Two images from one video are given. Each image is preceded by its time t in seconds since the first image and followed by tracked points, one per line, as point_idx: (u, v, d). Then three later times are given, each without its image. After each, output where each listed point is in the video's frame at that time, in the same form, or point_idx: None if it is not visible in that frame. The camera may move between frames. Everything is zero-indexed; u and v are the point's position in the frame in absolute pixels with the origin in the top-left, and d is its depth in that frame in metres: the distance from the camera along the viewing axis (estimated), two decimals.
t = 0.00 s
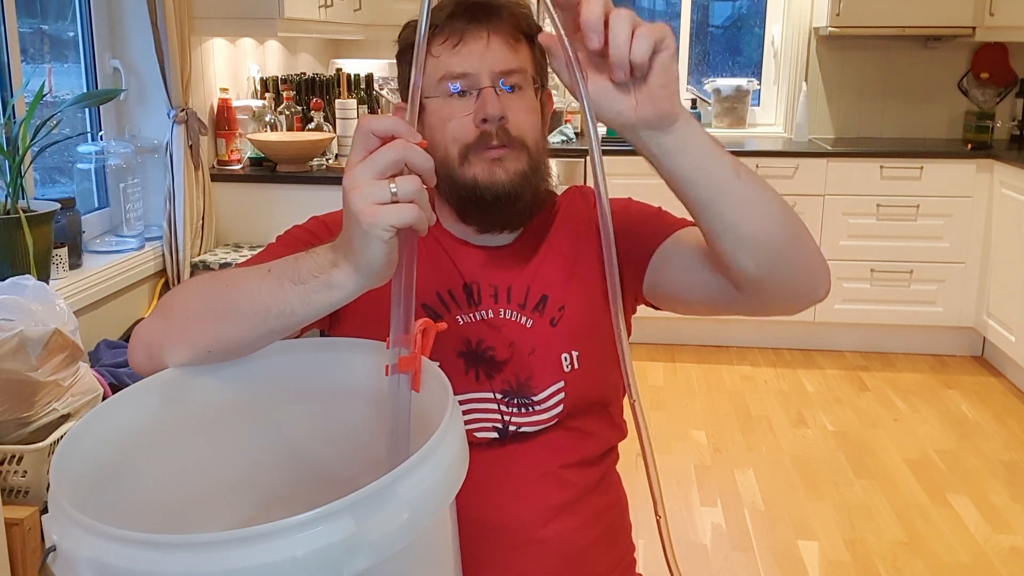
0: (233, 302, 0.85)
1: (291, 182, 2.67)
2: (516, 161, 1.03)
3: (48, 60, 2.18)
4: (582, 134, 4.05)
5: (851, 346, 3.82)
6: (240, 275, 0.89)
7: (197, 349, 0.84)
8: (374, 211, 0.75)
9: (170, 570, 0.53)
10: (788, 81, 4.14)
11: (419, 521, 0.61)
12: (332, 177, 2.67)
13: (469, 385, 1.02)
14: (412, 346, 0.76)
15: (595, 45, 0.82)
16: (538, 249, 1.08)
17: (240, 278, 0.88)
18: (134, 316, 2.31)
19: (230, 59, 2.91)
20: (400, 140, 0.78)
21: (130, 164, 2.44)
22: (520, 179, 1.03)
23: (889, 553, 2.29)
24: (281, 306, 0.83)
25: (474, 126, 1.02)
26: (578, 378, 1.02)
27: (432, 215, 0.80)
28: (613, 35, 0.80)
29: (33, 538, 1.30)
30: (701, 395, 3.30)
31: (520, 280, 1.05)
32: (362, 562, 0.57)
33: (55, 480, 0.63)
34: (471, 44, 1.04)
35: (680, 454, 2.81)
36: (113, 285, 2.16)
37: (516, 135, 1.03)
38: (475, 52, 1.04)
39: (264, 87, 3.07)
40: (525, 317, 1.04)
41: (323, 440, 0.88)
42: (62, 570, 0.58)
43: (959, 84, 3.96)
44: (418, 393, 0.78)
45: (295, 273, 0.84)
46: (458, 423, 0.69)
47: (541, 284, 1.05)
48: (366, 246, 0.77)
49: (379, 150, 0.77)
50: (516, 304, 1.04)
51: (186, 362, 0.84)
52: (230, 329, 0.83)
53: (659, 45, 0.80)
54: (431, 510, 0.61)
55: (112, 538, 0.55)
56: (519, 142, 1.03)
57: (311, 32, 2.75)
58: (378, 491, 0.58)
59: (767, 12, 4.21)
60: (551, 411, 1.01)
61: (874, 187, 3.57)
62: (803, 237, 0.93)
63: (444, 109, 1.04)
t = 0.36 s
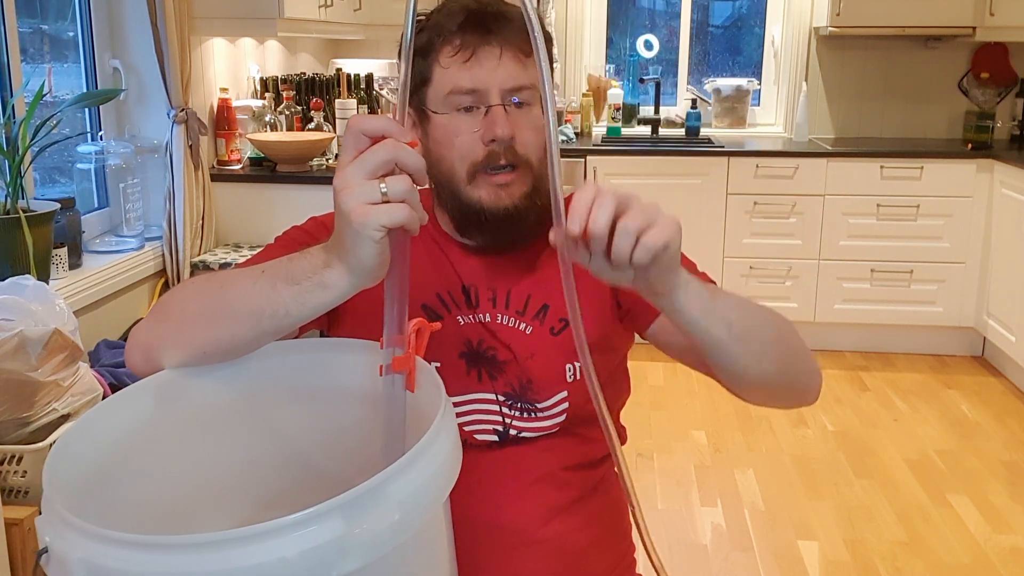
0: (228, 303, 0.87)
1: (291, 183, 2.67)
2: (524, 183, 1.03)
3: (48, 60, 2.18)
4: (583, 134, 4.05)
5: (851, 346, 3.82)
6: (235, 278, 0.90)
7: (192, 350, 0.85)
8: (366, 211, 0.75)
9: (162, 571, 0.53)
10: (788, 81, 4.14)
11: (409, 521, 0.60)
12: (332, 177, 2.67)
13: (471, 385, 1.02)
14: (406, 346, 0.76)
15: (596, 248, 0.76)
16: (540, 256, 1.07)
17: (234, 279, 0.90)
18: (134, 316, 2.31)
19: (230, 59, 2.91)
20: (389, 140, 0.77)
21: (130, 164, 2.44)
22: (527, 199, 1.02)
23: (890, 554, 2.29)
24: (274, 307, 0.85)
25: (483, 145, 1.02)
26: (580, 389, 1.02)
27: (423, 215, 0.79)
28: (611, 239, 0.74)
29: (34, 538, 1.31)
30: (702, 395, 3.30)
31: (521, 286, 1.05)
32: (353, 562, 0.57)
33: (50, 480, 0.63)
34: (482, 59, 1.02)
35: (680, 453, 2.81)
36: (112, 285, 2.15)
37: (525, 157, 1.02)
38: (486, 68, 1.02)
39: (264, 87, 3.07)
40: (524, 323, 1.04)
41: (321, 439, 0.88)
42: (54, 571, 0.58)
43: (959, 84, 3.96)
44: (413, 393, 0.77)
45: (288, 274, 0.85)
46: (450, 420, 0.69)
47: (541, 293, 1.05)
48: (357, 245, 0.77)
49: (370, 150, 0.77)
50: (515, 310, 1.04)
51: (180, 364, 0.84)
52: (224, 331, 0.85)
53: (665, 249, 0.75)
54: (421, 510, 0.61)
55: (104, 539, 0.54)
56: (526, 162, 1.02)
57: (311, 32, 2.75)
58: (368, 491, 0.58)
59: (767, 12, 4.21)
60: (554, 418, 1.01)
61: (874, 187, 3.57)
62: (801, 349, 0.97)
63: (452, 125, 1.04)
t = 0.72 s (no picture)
0: (223, 305, 0.86)
1: (291, 182, 2.67)
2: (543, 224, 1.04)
3: (48, 60, 2.18)
4: (583, 134, 4.05)
5: (851, 346, 3.82)
6: (229, 279, 0.89)
7: (187, 352, 0.84)
8: (357, 211, 0.75)
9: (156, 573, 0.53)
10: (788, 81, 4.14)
11: (403, 521, 0.60)
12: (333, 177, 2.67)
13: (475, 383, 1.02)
14: (401, 346, 0.76)
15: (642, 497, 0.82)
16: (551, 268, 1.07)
17: (228, 281, 0.89)
18: (134, 317, 2.31)
19: (230, 59, 2.91)
20: (380, 140, 0.77)
21: (130, 164, 2.44)
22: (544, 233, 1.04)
23: (890, 553, 2.29)
24: (268, 308, 0.84)
25: (512, 190, 1.02)
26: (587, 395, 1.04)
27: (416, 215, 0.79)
28: (654, 495, 0.81)
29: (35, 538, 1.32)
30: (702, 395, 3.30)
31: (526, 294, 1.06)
32: (346, 562, 0.57)
33: (45, 483, 0.63)
34: (517, 100, 1.00)
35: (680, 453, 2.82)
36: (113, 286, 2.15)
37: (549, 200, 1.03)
38: (523, 111, 1.00)
39: (264, 87, 3.07)
40: (529, 331, 1.04)
41: (318, 440, 0.88)
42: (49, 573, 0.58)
43: (959, 84, 3.96)
44: (408, 393, 0.78)
45: (282, 274, 0.84)
46: (445, 421, 0.69)
47: (547, 304, 1.06)
48: (349, 245, 0.77)
49: (361, 150, 0.77)
50: (519, 318, 1.05)
51: (176, 366, 0.84)
52: (219, 331, 0.84)
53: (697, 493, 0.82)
54: (415, 511, 0.61)
55: (97, 541, 0.54)
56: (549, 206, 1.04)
57: (311, 32, 2.75)
58: (361, 491, 0.58)
59: (767, 12, 4.21)
60: (559, 415, 1.03)
61: (874, 187, 3.57)
62: (763, 414, 1.07)
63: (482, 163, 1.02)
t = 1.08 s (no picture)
0: (219, 306, 0.85)
1: (290, 182, 2.67)
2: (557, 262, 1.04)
3: (48, 60, 2.18)
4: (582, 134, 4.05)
5: (851, 346, 3.82)
6: (225, 279, 0.89)
7: (183, 354, 0.84)
8: (353, 210, 0.75)
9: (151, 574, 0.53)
10: (788, 81, 4.14)
11: (399, 521, 0.60)
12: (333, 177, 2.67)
13: (478, 383, 1.02)
14: (398, 345, 0.76)
15: None
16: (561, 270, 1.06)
17: (224, 281, 0.88)
18: (134, 317, 2.31)
19: (230, 59, 2.91)
20: (375, 139, 0.77)
21: (130, 164, 2.43)
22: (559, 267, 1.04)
23: (889, 553, 2.29)
24: (265, 308, 0.83)
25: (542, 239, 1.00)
26: (591, 393, 1.04)
27: (412, 213, 0.79)
28: None
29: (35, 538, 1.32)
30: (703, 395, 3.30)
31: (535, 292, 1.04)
32: (343, 562, 0.57)
33: (41, 486, 0.63)
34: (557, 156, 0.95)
35: (680, 453, 2.82)
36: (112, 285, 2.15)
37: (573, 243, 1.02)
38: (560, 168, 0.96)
39: (264, 87, 3.07)
40: (536, 330, 1.04)
41: (316, 439, 0.88)
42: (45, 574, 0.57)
43: (959, 84, 3.96)
44: (407, 392, 0.77)
45: (278, 275, 0.84)
46: (443, 419, 0.69)
47: (556, 303, 1.04)
48: (345, 244, 0.77)
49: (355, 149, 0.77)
50: (526, 318, 1.04)
51: (172, 367, 0.83)
52: (216, 334, 0.83)
53: None
54: (412, 510, 0.61)
55: (93, 543, 0.54)
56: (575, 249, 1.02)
57: (311, 32, 2.75)
58: (358, 491, 0.58)
59: (767, 11, 4.20)
60: (561, 416, 1.02)
61: (874, 187, 3.57)
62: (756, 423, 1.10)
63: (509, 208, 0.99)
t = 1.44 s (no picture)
0: (219, 305, 0.86)
1: (290, 183, 2.67)
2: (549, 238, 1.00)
3: (48, 60, 2.18)
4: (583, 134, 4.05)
5: (851, 346, 3.82)
6: (226, 279, 0.89)
7: (185, 354, 0.84)
8: (351, 209, 0.75)
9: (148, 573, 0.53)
10: (788, 81, 4.14)
11: (397, 520, 0.60)
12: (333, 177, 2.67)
13: (478, 385, 1.02)
14: (395, 346, 0.76)
15: None
16: (561, 277, 1.06)
17: (224, 282, 0.89)
18: (134, 317, 2.31)
19: (230, 59, 2.91)
20: (374, 137, 0.77)
21: (130, 164, 2.43)
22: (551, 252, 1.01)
23: (889, 553, 2.29)
24: (264, 308, 0.83)
25: (524, 208, 0.97)
26: (592, 398, 1.04)
27: (411, 213, 0.79)
28: None
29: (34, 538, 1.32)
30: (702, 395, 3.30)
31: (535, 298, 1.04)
32: (339, 561, 0.57)
33: (40, 484, 0.63)
34: (532, 113, 0.95)
35: (681, 453, 2.81)
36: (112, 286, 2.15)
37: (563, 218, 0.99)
38: (537, 125, 0.95)
39: (264, 87, 3.07)
40: (536, 335, 1.04)
41: (315, 443, 0.88)
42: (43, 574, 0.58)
43: (959, 84, 3.96)
44: (405, 392, 0.77)
45: (277, 275, 0.84)
46: (441, 418, 0.69)
47: (556, 309, 1.04)
48: (343, 243, 0.77)
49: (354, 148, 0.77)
50: (527, 322, 1.04)
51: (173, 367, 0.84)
52: (216, 333, 0.83)
53: None
54: (410, 510, 0.61)
55: (91, 542, 0.54)
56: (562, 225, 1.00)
57: (310, 32, 2.75)
58: (355, 491, 0.58)
59: (767, 11, 4.20)
60: (561, 420, 1.02)
61: (874, 187, 3.57)
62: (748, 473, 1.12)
63: (491, 177, 0.97)
